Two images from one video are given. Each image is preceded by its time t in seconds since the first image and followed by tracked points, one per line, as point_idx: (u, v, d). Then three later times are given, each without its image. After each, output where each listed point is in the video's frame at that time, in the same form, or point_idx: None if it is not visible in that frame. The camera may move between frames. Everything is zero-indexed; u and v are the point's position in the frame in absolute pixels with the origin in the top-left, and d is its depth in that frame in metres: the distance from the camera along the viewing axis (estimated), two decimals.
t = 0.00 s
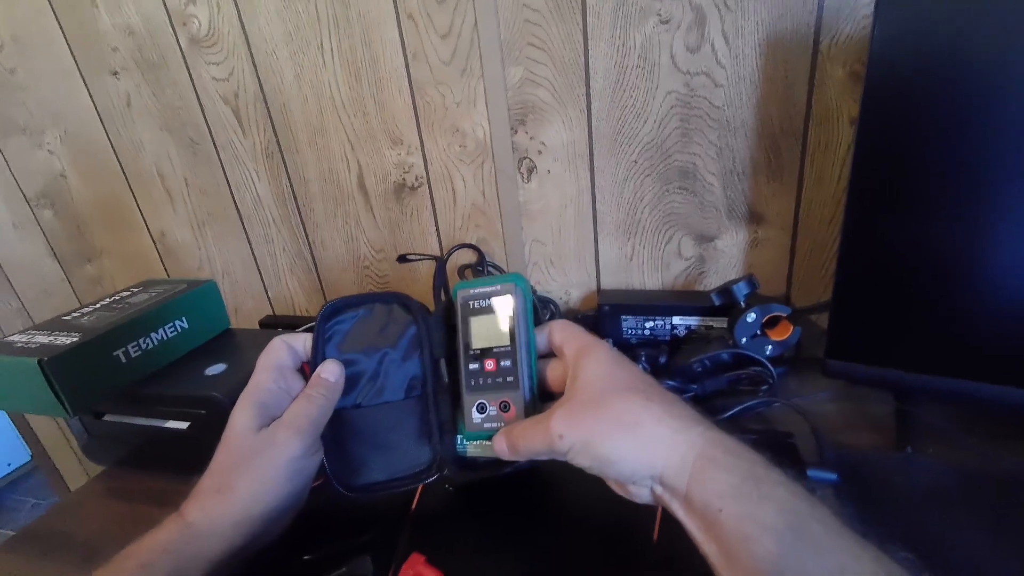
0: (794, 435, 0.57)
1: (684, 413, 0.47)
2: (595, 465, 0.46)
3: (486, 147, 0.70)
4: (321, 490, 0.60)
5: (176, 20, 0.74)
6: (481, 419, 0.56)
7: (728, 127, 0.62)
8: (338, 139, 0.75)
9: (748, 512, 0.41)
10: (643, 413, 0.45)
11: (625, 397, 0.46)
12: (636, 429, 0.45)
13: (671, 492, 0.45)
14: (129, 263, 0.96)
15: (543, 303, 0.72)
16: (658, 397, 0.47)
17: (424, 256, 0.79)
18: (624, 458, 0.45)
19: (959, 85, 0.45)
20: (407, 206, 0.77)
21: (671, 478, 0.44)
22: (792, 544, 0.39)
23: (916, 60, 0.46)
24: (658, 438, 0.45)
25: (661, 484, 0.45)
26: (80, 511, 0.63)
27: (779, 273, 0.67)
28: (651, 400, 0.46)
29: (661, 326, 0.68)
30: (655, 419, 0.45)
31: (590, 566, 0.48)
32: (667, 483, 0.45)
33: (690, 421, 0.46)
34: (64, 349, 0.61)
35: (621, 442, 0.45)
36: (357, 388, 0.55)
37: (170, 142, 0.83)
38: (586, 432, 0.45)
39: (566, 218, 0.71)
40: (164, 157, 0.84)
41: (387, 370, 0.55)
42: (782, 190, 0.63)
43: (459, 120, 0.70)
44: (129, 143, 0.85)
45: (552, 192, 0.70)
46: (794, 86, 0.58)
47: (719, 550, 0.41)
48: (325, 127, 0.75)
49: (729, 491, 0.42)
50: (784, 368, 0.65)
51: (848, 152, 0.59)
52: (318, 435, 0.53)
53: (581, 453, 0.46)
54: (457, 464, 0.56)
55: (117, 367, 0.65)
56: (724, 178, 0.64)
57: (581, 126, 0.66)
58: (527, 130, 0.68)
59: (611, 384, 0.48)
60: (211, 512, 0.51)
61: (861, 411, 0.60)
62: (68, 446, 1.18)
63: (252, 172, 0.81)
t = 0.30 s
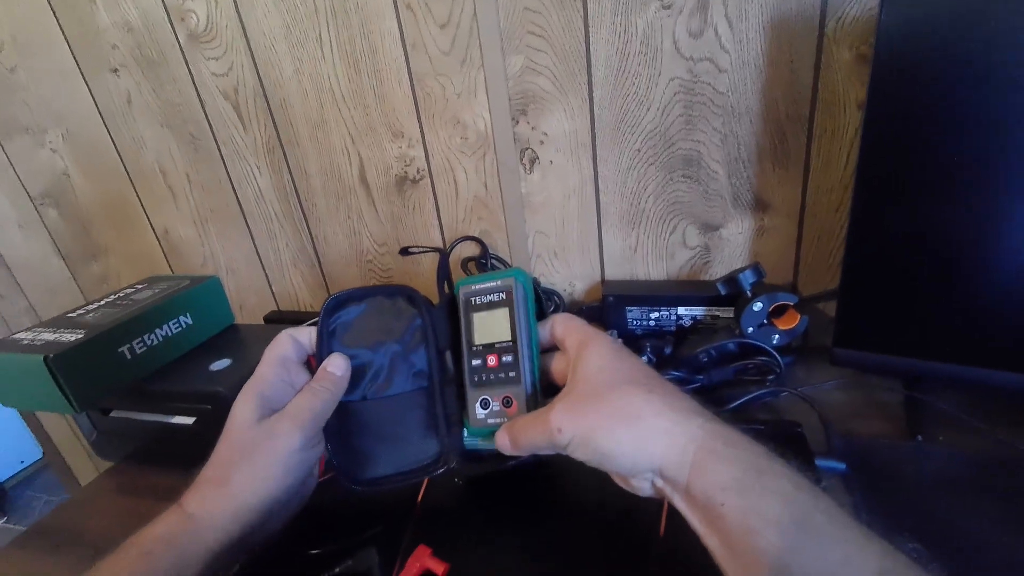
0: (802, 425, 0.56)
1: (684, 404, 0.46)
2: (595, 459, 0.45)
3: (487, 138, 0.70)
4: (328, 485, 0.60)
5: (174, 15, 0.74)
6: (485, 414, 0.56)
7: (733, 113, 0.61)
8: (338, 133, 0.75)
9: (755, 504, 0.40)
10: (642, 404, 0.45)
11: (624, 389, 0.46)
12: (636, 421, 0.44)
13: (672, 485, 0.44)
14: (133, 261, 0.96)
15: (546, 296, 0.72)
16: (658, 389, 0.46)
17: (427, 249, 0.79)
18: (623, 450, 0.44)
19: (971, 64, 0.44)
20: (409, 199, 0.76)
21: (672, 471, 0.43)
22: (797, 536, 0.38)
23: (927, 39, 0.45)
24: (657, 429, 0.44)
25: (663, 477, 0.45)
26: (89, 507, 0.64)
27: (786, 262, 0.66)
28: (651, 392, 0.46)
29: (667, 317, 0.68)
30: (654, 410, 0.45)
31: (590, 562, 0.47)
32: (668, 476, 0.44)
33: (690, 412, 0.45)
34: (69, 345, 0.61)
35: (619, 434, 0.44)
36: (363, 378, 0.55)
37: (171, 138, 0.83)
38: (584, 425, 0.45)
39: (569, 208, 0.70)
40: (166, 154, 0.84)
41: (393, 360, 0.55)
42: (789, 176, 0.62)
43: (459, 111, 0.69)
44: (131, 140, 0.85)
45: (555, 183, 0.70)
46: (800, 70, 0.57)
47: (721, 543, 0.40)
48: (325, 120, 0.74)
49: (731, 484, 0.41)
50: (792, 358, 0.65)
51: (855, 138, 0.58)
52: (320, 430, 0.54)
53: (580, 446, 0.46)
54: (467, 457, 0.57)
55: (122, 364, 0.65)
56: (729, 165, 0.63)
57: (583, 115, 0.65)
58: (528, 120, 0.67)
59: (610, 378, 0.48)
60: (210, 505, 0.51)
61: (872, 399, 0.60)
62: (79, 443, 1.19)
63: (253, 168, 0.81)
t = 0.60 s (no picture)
0: (809, 426, 0.56)
1: (667, 415, 0.45)
2: (577, 469, 0.46)
3: (497, 132, 0.69)
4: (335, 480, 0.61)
5: (186, 5, 0.74)
6: (492, 422, 0.57)
7: (747, 110, 0.60)
8: (348, 125, 0.74)
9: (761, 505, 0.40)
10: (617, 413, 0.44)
11: (599, 399, 0.46)
12: (608, 435, 0.44)
13: (655, 497, 0.43)
14: (143, 250, 0.97)
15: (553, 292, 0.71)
16: (636, 397, 0.45)
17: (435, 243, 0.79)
18: (599, 462, 0.44)
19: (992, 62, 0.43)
20: (417, 192, 0.76)
21: (651, 483, 0.42)
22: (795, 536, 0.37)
23: (946, 36, 0.44)
24: (632, 440, 0.43)
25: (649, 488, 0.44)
26: (97, 493, 0.64)
27: (797, 262, 0.65)
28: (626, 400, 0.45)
29: (674, 316, 0.67)
30: (629, 420, 0.44)
31: (589, 562, 0.47)
32: (650, 487, 0.43)
33: (672, 424, 0.44)
34: (80, 332, 0.62)
35: (594, 446, 0.44)
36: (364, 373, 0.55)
37: (182, 128, 0.83)
38: (562, 439, 0.46)
39: (578, 204, 0.70)
40: (176, 144, 0.84)
41: (397, 360, 0.56)
42: (802, 175, 0.61)
43: (469, 105, 0.69)
44: (142, 130, 0.85)
45: (564, 178, 0.69)
46: (816, 66, 0.56)
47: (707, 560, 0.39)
48: (335, 112, 0.74)
49: (713, 499, 0.39)
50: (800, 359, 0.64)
51: (870, 138, 0.57)
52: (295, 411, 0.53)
53: (563, 459, 0.46)
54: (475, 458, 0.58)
55: (131, 352, 0.65)
56: (741, 162, 0.62)
57: (594, 110, 0.64)
58: (538, 115, 0.67)
59: (592, 385, 0.47)
60: (196, 469, 0.53)
61: (882, 402, 0.59)
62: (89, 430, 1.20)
63: (263, 159, 0.81)
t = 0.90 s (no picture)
0: (822, 429, 0.55)
1: (649, 443, 0.41)
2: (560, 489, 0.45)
3: (510, 126, 0.69)
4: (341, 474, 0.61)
5: None
6: (479, 419, 0.54)
7: (765, 107, 0.59)
8: (361, 117, 0.74)
9: (771, 511, 0.39)
10: (588, 449, 0.41)
11: (571, 431, 0.42)
12: (583, 471, 0.42)
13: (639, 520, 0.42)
14: (156, 239, 0.97)
15: (564, 288, 0.68)
16: (609, 427, 0.42)
17: (446, 237, 0.79)
18: (577, 492, 0.43)
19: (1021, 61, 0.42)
20: (429, 186, 0.76)
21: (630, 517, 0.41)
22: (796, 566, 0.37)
23: (976, 33, 0.42)
24: (605, 479, 0.41)
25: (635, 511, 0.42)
26: (107, 479, 0.65)
27: (812, 263, 0.65)
28: (599, 433, 0.41)
29: (686, 314, 0.66)
30: (602, 458, 0.41)
31: None
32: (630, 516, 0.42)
33: (653, 454, 0.40)
34: (94, 319, 0.62)
35: (571, 479, 0.43)
36: (347, 369, 0.57)
37: (196, 118, 0.83)
38: (542, 465, 0.44)
39: (591, 201, 0.69)
40: (190, 133, 0.84)
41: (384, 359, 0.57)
42: (821, 174, 0.60)
43: (483, 98, 0.68)
44: (156, 119, 0.85)
45: (578, 174, 0.68)
46: (838, 64, 0.55)
47: None
48: (348, 104, 0.74)
49: (696, 536, 0.38)
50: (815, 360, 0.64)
51: (892, 138, 0.56)
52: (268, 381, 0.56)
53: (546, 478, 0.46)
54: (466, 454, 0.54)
55: (145, 340, 0.66)
56: (758, 160, 0.62)
57: (610, 105, 0.64)
58: (552, 110, 0.66)
59: (565, 408, 0.43)
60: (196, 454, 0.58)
61: (897, 407, 0.58)
62: (100, 417, 1.22)
63: (276, 150, 0.81)
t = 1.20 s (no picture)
0: (828, 432, 0.55)
1: (647, 458, 0.40)
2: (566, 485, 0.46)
3: (522, 120, 0.69)
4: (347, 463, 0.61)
5: None
6: (488, 413, 0.57)
7: (780, 107, 0.59)
8: (373, 108, 0.74)
9: (776, 512, 0.39)
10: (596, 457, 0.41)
11: (580, 440, 0.43)
12: (591, 477, 0.42)
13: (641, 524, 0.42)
14: (167, 225, 0.98)
15: (573, 284, 0.68)
16: (616, 435, 0.41)
17: (455, 230, 0.79)
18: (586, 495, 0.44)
19: None
20: (439, 178, 0.76)
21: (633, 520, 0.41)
22: (797, 570, 0.36)
23: (999, 35, 0.42)
24: (610, 485, 0.41)
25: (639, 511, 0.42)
26: (117, 462, 0.66)
27: (823, 265, 0.64)
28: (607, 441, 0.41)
29: (694, 313, 0.66)
30: (608, 467, 0.41)
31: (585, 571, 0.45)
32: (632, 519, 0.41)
33: (658, 458, 0.40)
34: (107, 305, 0.63)
35: (581, 483, 0.43)
36: (336, 356, 0.55)
37: (210, 106, 0.83)
38: (554, 465, 0.46)
39: (602, 197, 0.69)
40: (203, 121, 0.85)
41: (376, 348, 0.55)
42: (835, 175, 0.60)
43: (496, 92, 0.68)
44: (169, 106, 0.86)
45: (589, 169, 0.68)
46: (856, 64, 0.54)
47: None
48: (361, 95, 0.74)
49: (699, 537, 0.38)
50: (823, 362, 0.64)
51: (909, 140, 0.55)
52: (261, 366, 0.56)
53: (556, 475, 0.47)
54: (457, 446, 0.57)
55: (157, 327, 0.66)
56: (771, 160, 0.61)
57: (623, 101, 0.64)
58: (566, 105, 0.66)
59: (569, 420, 0.44)
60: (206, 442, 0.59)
61: (904, 412, 0.58)
62: (109, 399, 1.24)
63: (288, 139, 0.81)
